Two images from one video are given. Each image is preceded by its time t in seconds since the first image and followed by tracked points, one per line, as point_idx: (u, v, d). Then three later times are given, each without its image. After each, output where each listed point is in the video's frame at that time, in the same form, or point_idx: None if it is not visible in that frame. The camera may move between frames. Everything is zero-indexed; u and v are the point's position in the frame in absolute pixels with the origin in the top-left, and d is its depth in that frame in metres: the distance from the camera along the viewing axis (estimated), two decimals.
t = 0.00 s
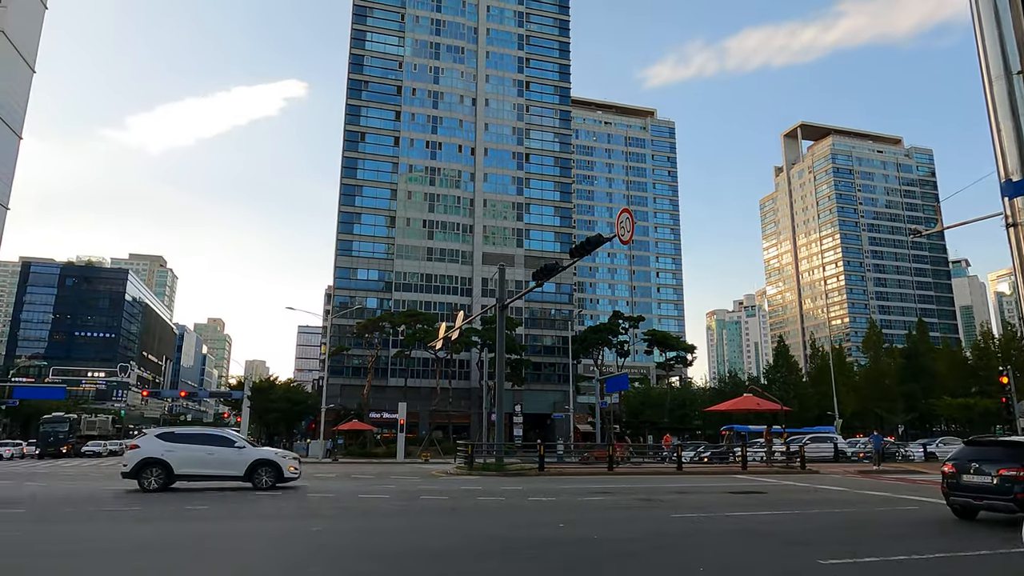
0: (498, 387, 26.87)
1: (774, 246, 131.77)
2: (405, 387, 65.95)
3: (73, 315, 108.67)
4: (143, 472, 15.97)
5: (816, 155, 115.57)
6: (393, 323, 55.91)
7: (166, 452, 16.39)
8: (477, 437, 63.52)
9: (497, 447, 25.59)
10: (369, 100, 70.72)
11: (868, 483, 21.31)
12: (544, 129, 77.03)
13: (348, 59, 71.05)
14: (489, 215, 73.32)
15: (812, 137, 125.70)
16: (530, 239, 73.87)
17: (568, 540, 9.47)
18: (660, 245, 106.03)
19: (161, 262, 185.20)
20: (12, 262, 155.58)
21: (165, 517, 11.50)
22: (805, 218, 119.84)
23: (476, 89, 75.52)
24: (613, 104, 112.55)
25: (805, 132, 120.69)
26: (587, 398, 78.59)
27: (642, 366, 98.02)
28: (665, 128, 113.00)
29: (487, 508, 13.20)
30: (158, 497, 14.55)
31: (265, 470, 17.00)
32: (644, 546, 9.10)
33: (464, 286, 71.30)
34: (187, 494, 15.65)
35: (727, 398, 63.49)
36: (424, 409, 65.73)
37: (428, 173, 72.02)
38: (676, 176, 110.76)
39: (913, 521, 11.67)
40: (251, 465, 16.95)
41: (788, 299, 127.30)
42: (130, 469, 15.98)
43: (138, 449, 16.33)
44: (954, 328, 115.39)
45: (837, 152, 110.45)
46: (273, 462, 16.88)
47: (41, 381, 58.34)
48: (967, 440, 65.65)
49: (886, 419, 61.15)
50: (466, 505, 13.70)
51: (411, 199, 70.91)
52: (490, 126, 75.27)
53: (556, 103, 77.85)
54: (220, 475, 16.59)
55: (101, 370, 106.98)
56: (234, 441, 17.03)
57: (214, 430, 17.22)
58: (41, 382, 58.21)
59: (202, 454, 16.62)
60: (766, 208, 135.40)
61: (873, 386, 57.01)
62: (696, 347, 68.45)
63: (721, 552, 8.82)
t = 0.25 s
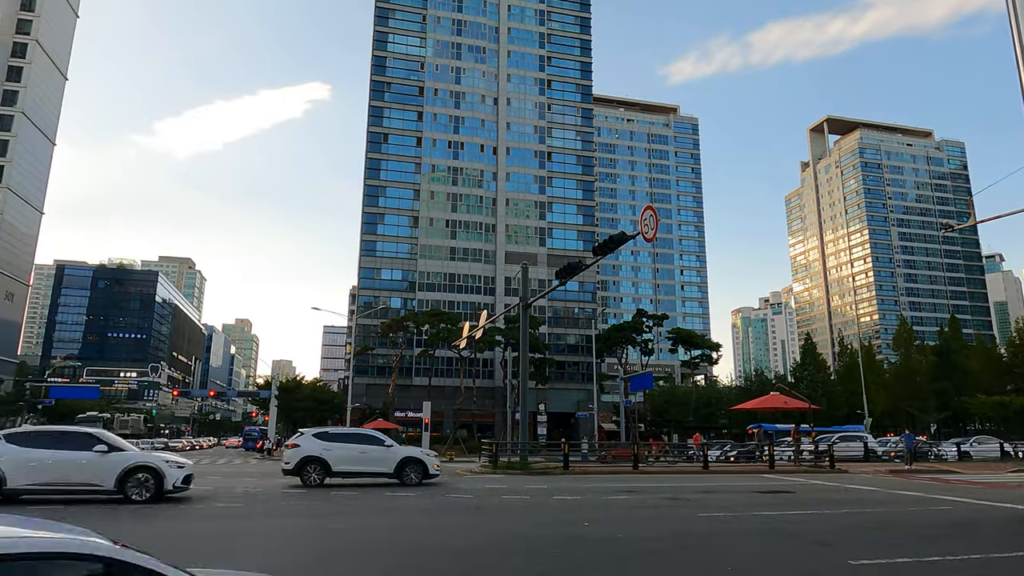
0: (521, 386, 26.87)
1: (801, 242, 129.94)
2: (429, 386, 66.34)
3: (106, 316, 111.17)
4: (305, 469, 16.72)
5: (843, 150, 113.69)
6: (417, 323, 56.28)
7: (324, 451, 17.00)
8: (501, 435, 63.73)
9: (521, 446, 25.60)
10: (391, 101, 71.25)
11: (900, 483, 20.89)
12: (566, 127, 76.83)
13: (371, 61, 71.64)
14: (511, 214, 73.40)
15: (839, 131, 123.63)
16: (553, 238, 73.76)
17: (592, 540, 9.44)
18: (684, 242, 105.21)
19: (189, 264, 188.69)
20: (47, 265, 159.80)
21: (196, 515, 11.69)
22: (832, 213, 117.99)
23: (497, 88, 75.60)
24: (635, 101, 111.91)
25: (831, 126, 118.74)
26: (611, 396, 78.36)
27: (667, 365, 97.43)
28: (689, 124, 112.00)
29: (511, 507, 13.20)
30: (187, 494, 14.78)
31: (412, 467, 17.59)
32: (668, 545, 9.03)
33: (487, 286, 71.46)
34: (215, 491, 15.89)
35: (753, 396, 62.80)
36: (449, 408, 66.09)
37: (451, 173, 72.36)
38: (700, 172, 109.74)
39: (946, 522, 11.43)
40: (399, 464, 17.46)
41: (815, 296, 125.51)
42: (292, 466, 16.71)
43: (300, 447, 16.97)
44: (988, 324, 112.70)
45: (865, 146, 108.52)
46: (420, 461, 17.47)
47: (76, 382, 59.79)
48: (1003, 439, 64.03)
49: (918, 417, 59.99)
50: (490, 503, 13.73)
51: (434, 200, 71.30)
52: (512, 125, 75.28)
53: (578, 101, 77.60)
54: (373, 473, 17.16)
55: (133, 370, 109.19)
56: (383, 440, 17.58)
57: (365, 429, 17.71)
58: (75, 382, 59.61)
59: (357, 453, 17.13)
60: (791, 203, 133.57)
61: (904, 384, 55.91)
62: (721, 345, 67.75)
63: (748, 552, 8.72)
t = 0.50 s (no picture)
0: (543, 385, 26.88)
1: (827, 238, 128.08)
2: (452, 385, 66.54)
3: (135, 317, 113.40)
4: (449, 468, 17.88)
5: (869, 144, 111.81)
6: (439, 322, 56.54)
7: (465, 450, 18.18)
8: (524, 434, 63.83)
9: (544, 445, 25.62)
10: (412, 102, 71.63)
11: (930, 483, 20.52)
12: (587, 125, 76.49)
13: (392, 62, 72.13)
14: (532, 213, 73.32)
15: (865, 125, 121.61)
16: (575, 236, 73.55)
17: (616, 539, 9.41)
18: (707, 240, 104.28)
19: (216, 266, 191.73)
20: (79, 268, 163.49)
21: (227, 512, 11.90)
22: (858, 209, 116.11)
23: (517, 87, 75.58)
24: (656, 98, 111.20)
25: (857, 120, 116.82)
26: (634, 395, 77.94)
27: (690, 363, 96.70)
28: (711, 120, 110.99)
29: (534, 506, 13.23)
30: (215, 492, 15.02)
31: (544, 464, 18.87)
32: (692, 545, 8.96)
33: (509, 285, 71.49)
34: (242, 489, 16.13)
35: (779, 395, 62.01)
36: (472, 406, 66.28)
37: (471, 172, 72.51)
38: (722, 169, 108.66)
39: (978, 522, 11.21)
40: (531, 462, 18.69)
41: (841, 292, 123.62)
42: (436, 465, 17.86)
43: (441, 447, 18.14)
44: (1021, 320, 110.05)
45: (892, 140, 106.60)
46: (552, 458, 18.79)
47: (107, 382, 61.04)
48: None
49: (949, 416, 58.74)
50: (514, 502, 13.76)
51: (455, 199, 71.50)
52: (533, 123, 75.19)
53: (598, 99, 77.22)
54: (509, 470, 18.43)
55: (162, 370, 111.07)
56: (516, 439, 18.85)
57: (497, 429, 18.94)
58: (107, 382, 60.91)
59: (494, 451, 18.36)
60: (816, 199, 131.72)
61: (935, 382, 54.77)
62: (746, 343, 67.00)
63: (774, 552, 8.63)
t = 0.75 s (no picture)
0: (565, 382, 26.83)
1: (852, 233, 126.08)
2: (473, 384, 66.71)
3: (162, 318, 115.31)
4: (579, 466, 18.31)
5: (895, 138, 109.83)
6: (460, 321, 56.76)
7: (594, 448, 18.41)
8: (546, 432, 63.85)
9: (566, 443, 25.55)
10: (432, 101, 71.88)
11: (960, 481, 20.08)
12: (607, 122, 76.11)
13: (411, 62, 72.43)
14: (552, 211, 73.18)
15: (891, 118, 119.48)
16: (595, 233, 73.33)
17: (643, 539, 9.36)
18: (729, 236, 103.22)
19: (240, 267, 194.25)
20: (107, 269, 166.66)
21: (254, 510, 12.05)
22: (884, 203, 114.18)
23: (536, 85, 75.46)
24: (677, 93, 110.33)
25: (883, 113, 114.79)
26: (656, 393, 77.46)
27: (713, 361, 95.90)
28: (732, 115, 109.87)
29: (557, 503, 13.23)
30: (242, 491, 15.20)
31: (670, 462, 18.99)
32: (719, 544, 8.88)
33: (529, 283, 71.46)
34: (270, 488, 16.26)
35: (804, 392, 61.23)
36: (494, 404, 66.38)
37: (491, 171, 72.54)
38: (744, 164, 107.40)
39: (1010, 523, 10.94)
40: (656, 458, 18.78)
41: (867, 288, 121.67)
42: (567, 463, 18.32)
43: (572, 446, 18.46)
44: None
45: (919, 132, 104.62)
46: (678, 456, 18.85)
47: (135, 381, 62.13)
48: None
49: (979, 413, 57.64)
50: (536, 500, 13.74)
51: (475, 198, 71.56)
52: (552, 121, 75.05)
53: (618, 96, 76.78)
54: (635, 468, 18.65)
55: (188, 370, 112.72)
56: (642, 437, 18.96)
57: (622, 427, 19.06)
58: (135, 382, 61.99)
59: (623, 449, 18.54)
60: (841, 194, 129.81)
61: (964, 378, 53.69)
62: (769, 341, 66.27)
63: (801, 553, 8.49)
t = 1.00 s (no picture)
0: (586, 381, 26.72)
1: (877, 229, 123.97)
2: (494, 382, 66.88)
3: (188, 318, 117.13)
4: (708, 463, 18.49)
5: (921, 130, 107.75)
6: (481, 319, 56.88)
7: (720, 446, 18.75)
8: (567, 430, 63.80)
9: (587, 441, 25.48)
10: (451, 101, 72.15)
11: (992, 481, 19.64)
12: (626, 118, 75.64)
13: (430, 62, 72.71)
14: (572, 209, 73.01)
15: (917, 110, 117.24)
16: (615, 231, 73.03)
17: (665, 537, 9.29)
18: (751, 232, 102.15)
19: (263, 268, 196.64)
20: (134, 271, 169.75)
21: (278, 505, 12.21)
22: (910, 197, 112.05)
23: (555, 83, 75.32)
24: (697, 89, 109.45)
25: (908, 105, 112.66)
26: (678, 391, 76.94)
27: (735, 358, 95.09)
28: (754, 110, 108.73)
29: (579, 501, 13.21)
30: (267, 488, 15.42)
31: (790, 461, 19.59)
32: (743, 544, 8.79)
33: (549, 281, 71.36)
34: (296, 485, 16.46)
35: (829, 390, 60.38)
36: (514, 403, 66.45)
37: (511, 170, 72.66)
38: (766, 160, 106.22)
39: None
40: (778, 457, 19.45)
41: (894, 283, 119.60)
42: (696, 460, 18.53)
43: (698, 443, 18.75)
44: None
45: (945, 125, 102.54)
46: (798, 455, 19.46)
47: (162, 380, 63.19)
48: None
49: (1011, 410, 56.29)
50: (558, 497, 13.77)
51: (495, 196, 71.67)
52: (571, 119, 74.85)
53: (637, 92, 76.26)
54: (759, 466, 19.10)
55: (214, 369, 114.33)
56: (761, 436, 19.47)
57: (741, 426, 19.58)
58: (162, 381, 63.05)
59: (747, 447, 19.03)
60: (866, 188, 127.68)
61: (995, 376, 52.45)
62: (793, 338, 65.42)
63: (825, 552, 8.40)
